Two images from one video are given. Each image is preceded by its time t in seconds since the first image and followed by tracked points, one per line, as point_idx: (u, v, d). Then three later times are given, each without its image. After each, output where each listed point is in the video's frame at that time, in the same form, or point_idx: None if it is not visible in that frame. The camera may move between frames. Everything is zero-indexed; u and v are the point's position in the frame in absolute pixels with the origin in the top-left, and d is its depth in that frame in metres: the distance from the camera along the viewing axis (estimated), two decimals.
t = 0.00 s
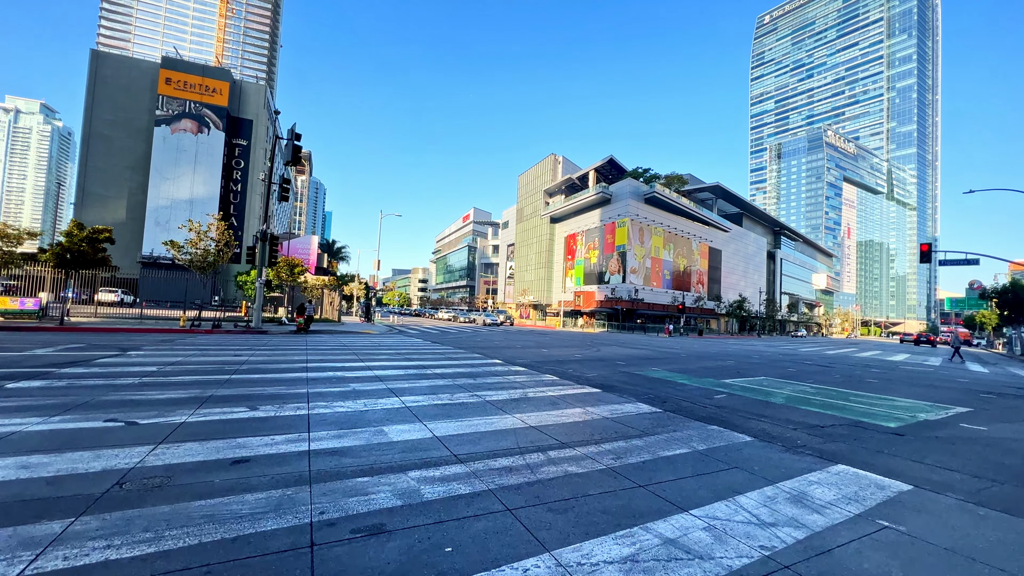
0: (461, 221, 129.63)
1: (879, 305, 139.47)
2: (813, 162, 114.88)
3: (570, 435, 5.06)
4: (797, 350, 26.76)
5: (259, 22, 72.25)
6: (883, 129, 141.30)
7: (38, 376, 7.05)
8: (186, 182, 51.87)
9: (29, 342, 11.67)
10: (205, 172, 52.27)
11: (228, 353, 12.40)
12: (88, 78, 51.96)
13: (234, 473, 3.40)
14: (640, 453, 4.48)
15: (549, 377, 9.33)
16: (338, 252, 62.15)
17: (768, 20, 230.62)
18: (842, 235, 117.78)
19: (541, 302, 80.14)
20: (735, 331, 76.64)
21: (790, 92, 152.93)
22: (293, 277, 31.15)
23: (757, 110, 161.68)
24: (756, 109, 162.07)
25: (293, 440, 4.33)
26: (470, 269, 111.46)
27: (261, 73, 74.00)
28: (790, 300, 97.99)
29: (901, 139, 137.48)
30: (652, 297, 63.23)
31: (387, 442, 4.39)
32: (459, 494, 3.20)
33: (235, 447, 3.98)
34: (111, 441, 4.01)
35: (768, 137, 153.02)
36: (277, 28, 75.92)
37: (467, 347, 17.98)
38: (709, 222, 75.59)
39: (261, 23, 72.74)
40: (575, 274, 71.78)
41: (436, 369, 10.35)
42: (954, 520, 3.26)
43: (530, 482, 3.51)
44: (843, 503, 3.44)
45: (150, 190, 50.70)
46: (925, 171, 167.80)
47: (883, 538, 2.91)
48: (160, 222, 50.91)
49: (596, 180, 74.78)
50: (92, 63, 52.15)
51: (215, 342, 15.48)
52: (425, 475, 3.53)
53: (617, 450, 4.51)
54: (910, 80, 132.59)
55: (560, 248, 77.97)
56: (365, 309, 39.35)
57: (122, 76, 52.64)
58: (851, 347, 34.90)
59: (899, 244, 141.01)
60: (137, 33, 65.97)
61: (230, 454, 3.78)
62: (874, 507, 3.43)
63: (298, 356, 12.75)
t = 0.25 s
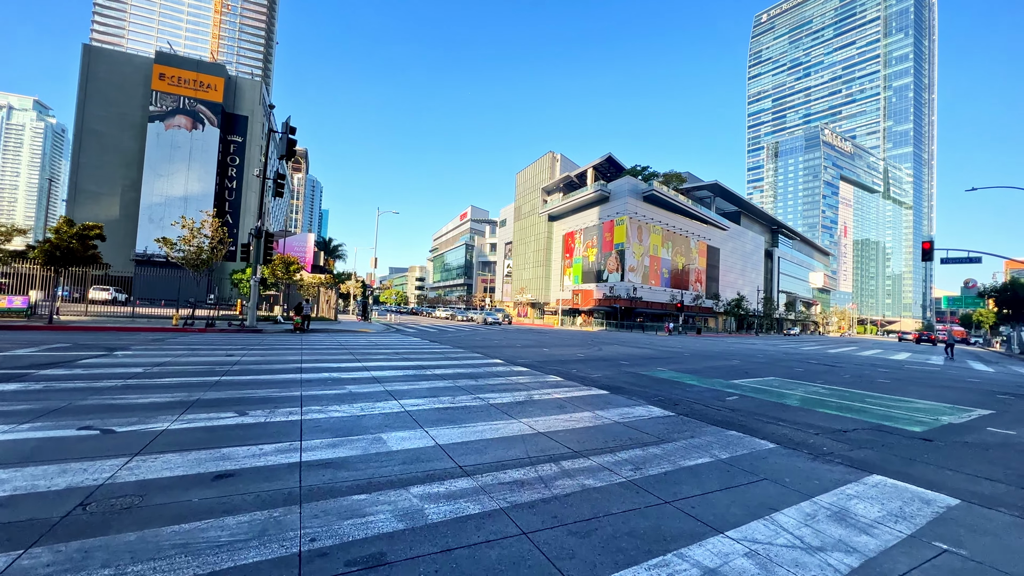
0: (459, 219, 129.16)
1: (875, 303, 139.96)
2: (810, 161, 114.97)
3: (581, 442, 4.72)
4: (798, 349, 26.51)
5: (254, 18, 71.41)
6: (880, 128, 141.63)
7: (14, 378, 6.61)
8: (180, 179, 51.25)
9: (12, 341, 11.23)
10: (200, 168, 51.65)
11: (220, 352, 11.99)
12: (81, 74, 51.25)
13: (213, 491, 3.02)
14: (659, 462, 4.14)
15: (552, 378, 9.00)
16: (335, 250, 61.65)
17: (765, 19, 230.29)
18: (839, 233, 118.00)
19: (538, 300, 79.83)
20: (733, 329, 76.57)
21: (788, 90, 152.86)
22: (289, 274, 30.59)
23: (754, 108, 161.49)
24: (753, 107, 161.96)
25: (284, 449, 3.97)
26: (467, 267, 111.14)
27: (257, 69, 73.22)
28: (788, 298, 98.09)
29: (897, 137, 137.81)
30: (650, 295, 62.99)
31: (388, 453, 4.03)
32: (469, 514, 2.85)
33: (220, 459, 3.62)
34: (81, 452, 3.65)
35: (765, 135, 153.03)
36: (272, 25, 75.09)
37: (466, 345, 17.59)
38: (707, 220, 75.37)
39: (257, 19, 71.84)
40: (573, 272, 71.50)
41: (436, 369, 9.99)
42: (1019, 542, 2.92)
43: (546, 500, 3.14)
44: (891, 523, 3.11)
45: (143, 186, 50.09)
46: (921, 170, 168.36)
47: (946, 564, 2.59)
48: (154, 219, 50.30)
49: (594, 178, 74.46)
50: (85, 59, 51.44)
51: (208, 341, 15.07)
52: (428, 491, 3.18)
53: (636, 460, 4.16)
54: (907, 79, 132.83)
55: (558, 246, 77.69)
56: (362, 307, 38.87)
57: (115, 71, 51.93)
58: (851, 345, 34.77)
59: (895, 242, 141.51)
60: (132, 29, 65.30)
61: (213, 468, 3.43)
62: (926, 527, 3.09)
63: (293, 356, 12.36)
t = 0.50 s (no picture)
0: (457, 218, 128.69)
1: (872, 302, 140.14)
2: (808, 160, 114.87)
3: (596, 450, 4.39)
4: (800, 348, 26.27)
5: (251, 15, 70.84)
6: (878, 127, 141.61)
7: None
8: (176, 176, 50.73)
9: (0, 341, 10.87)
10: (196, 166, 51.15)
11: (213, 352, 11.61)
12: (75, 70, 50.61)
13: (192, 511, 2.70)
14: (683, 473, 3.83)
15: (558, 379, 8.65)
16: (332, 249, 61.22)
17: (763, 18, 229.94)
18: (837, 232, 117.95)
19: (537, 299, 79.48)
20: (732, 328, 76.43)
21: (786, 89, 152.63)
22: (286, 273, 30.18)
23: (752, 107, 161.29)
24: (751, 106, 161.67)
25: (275, 460, 3.63)
26: (466, 266, 110.78)
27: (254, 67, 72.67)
28: (787, 297, 97.97)
29: (895, 136, 137.81)
30: (649, 294, 62.74)
31: (389, 464, 3.73)
32: (481, 536, 2.54)
33: (203, 472, 3.28)
34: (49, 464, 3.30)
35: (763, 134, 152.79)
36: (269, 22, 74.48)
37: (467, 345, 17.24)
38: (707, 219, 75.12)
39: (254, 16, 71.23)
40: (573, 271, 71.20)
41: (438, 370, 9.65)
42: None
43: (564, 518, 2.84)
44: (945, 543, 2.82)
45: (139, 184, 49.57)
46: (919, 169, 168.45)
47: None
48: (150, 216, 49.79)
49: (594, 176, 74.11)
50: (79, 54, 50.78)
51: (201, 340, 14.70)
52: (433, 509, 2.86)
53: (656, 471, 3.86)
54: (906, 78, 132.79)
55: (558, 245, 77.39)
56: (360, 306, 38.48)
57: (110, 67, 51.32)
58: (853, 344, 34.57)
59: (893, 241, 141.80)
60: (127, 26, 64.65)
61: (194, 483, 3.10)
62: (986, 547, 2.79)
63: (289, 355, 12.02)
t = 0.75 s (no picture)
0: (456, 216, 128.22)
1: (871, 301, 140.20)
2: (808, 158, 114.59)
3: (618, 464, 4.01)
4: (804, 347, 25.90)
5: (249, 13, 70.33)
6: (878, 125, 141.44)
7: None
8: (172, 174, 50.18)
9: None
10: (192, 163, 50.61)
11: (207, 352, 11.18)
12: (70, 66, 50.01)
13: (162, 550, 2.30)
14: (720, 494, 3.45)
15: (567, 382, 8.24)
16: (331, 247, 60.76)
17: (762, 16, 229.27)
18: (837, 231, 117.78)
19: (537, 297, 79.08)
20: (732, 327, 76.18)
21: (786, 88, 152.16)
22: (283, 271, 29.73)
23: (751, 105, 160.86)
24: (751, 105, 161.23)
25: (264, 480, 3.24)
26: (465, 265, 110.41)
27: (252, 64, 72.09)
28: (787, 296, 97.81)
29: (895, 135, 137.73)
30: (650, 292, 62.45)
31: (392, 483, 3.34)
32: None
33: (184, 496, 2.90)
34: (5, 488, 2.89)
35: (762, 133, 152.44)
36: (267, 19, 73.95)
37: (468, 344, 16.80)
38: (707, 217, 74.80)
39: (252, 13, 70.65)
40: (573, 270, 70.83)
41: (442, 372, 9.22)
42: None
43: (597, 555, 2.44)
44: None
45: (135, 181, 49.04)
46: (918, 167, 168.42)
47: None
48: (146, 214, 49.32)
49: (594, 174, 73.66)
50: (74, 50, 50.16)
51: (195, 341, 14.26)
52: (444, 543, 2.47)
53: (689, 490, 3.47)
54: (905, 77, 132.63)
55: (557, 243, 77.02)
56: (359, 305, 38.04)
57: (105, 63, 50.72)
58: (855, 343, 34.34)
59: (892, 240, 141.85)
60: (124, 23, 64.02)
61: (170, 511, 2.71)
62: None
63: (286, 357, 11.62)
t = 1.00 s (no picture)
0: (456, 215, 127.89)
1: (872, 300, 140.06)
2: (808, 157, 114.24)
3: (643, 478, 3.67)
4: (809, 347, 25.59)
5: (248, 11, 69.87)
6: (878, 124, 141.17)
7: None
8: (170, 172, 49.81)
9: None
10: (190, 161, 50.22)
11: (201, 352, 10.84)
12: (66, 63, 49.57)
13: None
14: (758, 512, 3.11)
15: (576, 384, 7.90)
16: (330, 246, 60.40)
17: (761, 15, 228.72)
18: (837, 229, 117.53)
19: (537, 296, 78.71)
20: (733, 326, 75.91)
21: (786, 86, 151.66)
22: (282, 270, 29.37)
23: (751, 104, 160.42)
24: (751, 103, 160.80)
25: (253, 499, 2.91)
26: (464, 264, 110.12)
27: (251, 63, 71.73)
28: (787, 295, 97.63)
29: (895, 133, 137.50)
30: (651, 291, 62.16)
31: (397, 500, 3.02)
32: None
33: (160, 520, 2.56)
34: None
35: (763, 131, 152.03)
36: (266, 17, 73.49)
37: (470, 343, 16.45)
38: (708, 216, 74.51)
39: (251, 11, 70.24)
40: (573, 268, 70.53)
41: (445, 373, 8.87)
42: None
43: None
44: None
45: (132, 179, 48.66)
46: (918, 166, 168.14)
47: None
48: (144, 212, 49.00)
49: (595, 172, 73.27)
50: (71, 47, 49.73)
51: (190, 340, 13.92)
52: None
53: (726, 509, 3.13)
54: (906, 75, 132.39)
55: (558, 242, 76.70)
56: (359, 303, 37.70)
57: (102, 60, 50.29)
58: (859, 342, 34.07)
59: (892, 239, 141.65)
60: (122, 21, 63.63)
61: (144, 539, 2.37)
62: None
63: (285, 357, 11.31)
